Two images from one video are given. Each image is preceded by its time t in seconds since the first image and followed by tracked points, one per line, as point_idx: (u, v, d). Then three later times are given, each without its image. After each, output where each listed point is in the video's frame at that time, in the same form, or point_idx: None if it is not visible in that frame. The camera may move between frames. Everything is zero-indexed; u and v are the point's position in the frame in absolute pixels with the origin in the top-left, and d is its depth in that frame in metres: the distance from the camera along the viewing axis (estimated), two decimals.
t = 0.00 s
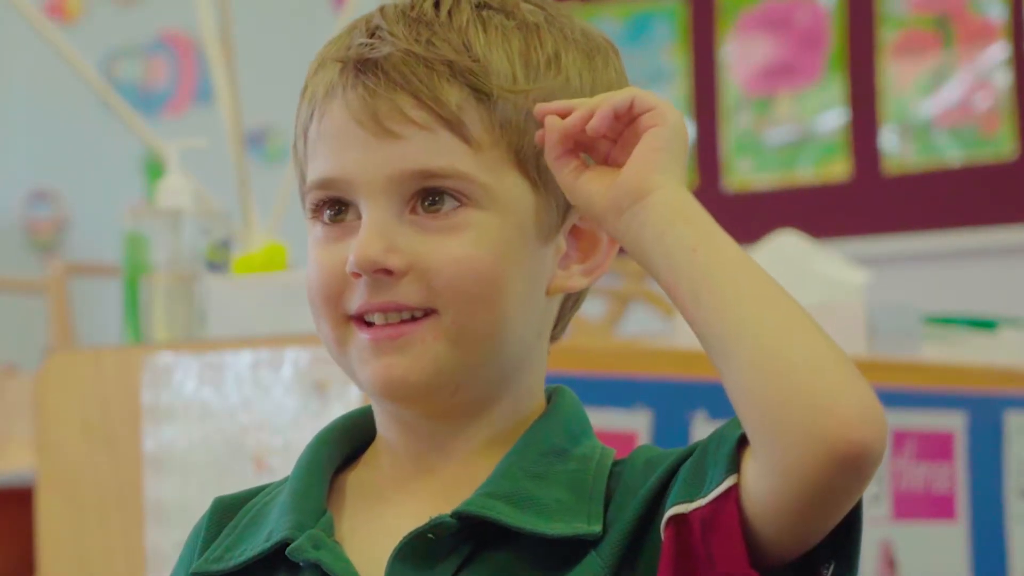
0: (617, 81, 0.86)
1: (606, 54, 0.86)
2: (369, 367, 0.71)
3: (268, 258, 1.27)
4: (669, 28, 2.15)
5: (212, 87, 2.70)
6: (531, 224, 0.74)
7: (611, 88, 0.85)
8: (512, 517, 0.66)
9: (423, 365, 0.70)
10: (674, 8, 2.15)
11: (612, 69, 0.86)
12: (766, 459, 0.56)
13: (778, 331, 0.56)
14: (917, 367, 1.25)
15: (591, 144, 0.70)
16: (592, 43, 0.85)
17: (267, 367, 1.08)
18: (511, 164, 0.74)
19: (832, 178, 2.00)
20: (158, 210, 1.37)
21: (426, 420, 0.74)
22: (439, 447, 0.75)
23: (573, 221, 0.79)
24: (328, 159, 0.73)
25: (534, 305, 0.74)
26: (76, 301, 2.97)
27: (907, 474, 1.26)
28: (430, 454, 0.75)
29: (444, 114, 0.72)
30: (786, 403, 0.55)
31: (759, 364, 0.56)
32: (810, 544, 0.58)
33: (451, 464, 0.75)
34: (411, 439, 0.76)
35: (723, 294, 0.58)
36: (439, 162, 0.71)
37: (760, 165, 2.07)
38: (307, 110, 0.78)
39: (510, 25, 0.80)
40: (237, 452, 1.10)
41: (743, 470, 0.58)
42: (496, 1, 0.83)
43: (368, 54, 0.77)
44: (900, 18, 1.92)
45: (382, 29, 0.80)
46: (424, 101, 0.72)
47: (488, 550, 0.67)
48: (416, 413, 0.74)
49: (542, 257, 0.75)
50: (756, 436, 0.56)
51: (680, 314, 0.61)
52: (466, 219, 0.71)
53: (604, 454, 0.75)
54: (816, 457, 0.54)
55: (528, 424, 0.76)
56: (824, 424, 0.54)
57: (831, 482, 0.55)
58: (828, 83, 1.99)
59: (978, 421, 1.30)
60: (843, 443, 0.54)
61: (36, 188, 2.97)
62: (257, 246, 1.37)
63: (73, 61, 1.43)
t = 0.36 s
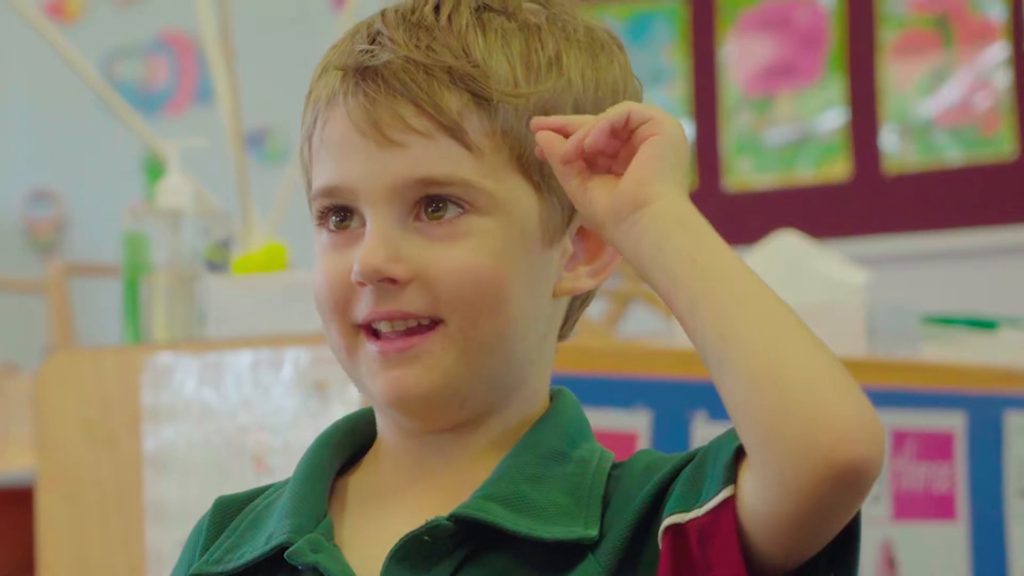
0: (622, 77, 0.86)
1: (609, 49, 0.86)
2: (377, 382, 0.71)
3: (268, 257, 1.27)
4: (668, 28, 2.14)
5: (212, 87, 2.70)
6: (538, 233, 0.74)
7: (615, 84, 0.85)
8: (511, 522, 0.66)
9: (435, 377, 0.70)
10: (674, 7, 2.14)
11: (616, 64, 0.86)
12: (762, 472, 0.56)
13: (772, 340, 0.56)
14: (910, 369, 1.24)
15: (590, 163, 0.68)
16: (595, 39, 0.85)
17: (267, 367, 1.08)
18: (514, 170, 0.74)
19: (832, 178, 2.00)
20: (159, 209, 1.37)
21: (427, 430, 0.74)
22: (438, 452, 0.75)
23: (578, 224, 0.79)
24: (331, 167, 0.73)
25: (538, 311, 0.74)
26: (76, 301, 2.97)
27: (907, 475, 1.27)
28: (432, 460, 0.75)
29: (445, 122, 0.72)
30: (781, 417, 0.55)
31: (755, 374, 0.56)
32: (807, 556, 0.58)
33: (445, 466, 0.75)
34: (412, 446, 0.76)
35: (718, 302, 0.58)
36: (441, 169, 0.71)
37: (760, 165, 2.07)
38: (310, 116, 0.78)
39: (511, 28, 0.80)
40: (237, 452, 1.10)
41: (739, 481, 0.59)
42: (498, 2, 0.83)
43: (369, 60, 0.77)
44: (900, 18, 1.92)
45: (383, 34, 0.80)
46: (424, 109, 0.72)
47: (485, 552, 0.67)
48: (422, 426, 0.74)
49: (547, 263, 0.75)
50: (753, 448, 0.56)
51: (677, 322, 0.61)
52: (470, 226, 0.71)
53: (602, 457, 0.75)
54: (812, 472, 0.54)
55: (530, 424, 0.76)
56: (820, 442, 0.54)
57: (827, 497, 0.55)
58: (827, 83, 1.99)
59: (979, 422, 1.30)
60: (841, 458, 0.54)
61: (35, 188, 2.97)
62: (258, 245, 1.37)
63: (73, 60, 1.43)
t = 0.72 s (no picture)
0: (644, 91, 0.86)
1: (634, 65, 0.86)
2: (386, 385, 0.72)
3: (268, 257, 1.27)
4: (669, 28, 2.15)
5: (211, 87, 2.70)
6: (557, 251, 0.74)
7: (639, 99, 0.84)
8: (506, 523, 0.66)
9: (444, 381, 0.70)
10: (674, 8, 2.15)
11: (640, 79, 0.86)
12: (734, 497, 0.56)
13: (753, 359, 0.57)
14: (904, 367, 1.23)
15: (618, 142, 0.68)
16: (622, 54, 0.85)
17: (267, 367, 1.08)
18: (538, 178, 0.74)
19: (832, 178, 2.00)
20: (158, 209, 1.37)
21: (433, 433, 0.74)
22: (433, 455, 0.75)
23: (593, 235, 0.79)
24: (357, 162, 0.73)
25: (548, 321, 0.74)
26: (77, 301, 2.97)
27: (907, 475, 1.27)
28: (429, 463, 0.75)
29: (476, 125, 0.72)
30: (759, 442, 0.55)
31: (734, 399, 0.56)
32: None
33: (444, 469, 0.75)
34: (412, 445, 0.76)
35: (706, 322, 0.58)
36: (468, 172, 0.71)
37: (760, 165, 2.07)
38: (335, 107, 0.78)
39: (546, 37, 0.79)
40: (237, 452, 1.10)
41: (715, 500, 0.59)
42: (532, 8, 0.82)
43: (403, 56, 0.76)
44: (900, 18, 1.92)
45: (417, 31, 0.79)
46: (457, 110, 0.72)
47: (480, 552, 0.67)
48: (429, 429, 0.74)
49: (561, 272, 0.75)
50: (727, 472, 0.56)
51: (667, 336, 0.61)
52: (491, 230, 0.71)
53: (599, 458, 0.75)
54: (781, 502, 0.54)
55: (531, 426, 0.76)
56: (792, 472, 0.54)
57: (796, 527, 0.55)
58: (827, 83, 1.99)
59: (979, 423, 1.30)
60: (809, 492, 0.54)
61: (35, 188, 2.97)
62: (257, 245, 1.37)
63: (73, 60, 1.43)
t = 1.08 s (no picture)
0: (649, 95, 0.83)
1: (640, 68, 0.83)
2: (371, 359, 0.69)
3: (268, 257, 1.27)
4: (669, 28, 2.14)
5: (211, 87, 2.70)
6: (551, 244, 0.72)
7: (642, 101, 0.81)
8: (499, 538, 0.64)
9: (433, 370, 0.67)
10: (674, 8, 2.14)
11: (645, 82, 0.82)
12: None
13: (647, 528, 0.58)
14: (900, 366, 1.23)
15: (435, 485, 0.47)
16: (629, 55, 0.82)
17: (267, 367, 1.08)
18: (537, 167, 0.72)
19: (831, 178, 2.00)
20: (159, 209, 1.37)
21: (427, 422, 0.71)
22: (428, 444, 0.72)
23: (591, 230, 0.77)
24: (357, 147, 0.71)
25: (541, 317, 0.71)
26: (77, 301, 2.97)
27: (908, 474, 1.26)
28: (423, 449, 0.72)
29: (475, 110, 0.70)
30: None
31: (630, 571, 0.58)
32: None
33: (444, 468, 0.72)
34: (404, 435, 0.73)
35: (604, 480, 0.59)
36: (466, 158, 0.69)
37: (760, 165, 2.06)
38: (337, 96, 0.76)
39: (548, 31, 0.77)
40: (237, 452, 1.10)
41: None
42: (536, 5, 0.79)
43: (405, 43, 0.74)
44: (900, 18, 1.92)
45: (420, 20, 0.77)
46: (457, 95, 0.70)
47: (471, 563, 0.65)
48: (416, 413, 0.71)
49: (555, 264, 0.72)
50: None
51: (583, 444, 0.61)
52: (489, 219, 0.69)
53: (599, 460, 0.73)
54: None
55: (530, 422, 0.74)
56: None
57: None
58: (827, 83, 1.99)
59: (977, 422, 1.32)
60: None
61: (35, 188, 2.96)
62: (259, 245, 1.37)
63: (73, 60, 1.43)
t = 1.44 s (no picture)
0: (673, 70, 0.77)
1: (658, 40, 0.78)
2: (387, 345, 0.65)
3: (268, 257, 1.27)
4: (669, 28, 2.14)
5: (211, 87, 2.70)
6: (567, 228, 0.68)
7: (661, 76, 0.76)
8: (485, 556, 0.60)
9: (438, 359, 0.64)
10: (674, 7, 2.14)
11: (665, 56, 0.77)
12: None
13: None
14: (900, 367, 1.23)
15: None
16: (642, 29, 0.77)
17: (266, 367, 1.08)
18: (541, 148, 0.67)
19: (831, 178, 2.00)
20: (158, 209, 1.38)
21: (455, 410, 0.68)
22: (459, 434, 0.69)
23: (614, 209, 0.72)
24: (361, 145, 0.68)
25: (562, 301, 0.68)
26: (77, 301, 2.97)
27: (908, 474, 1.26)
28: (454, 441, 0.69)
29: (469, 96, 0.66)
30: None
31: None
32: None
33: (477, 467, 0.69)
34: (440, 428, 0.70)
35: None
36: (465, 143, 0.65)
37: (760, 165, 2.06)
38: (349, 98, 0.73)
39: (547, 9, 0.72)
40: (237, 452, 1.09)
41: None
42: None
43: (401, 35, 0.71)
44: (900, 18, 1.92)
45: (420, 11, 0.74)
46: (449, 82, 0.67)
47: None
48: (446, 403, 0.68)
49: (573, 244, 0.68)
50: None
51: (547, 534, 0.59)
52: (493, 205, 0.65)
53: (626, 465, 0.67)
54: None
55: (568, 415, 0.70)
56: None
57: None
58: (827, 83, 1.99)
59: (976, 422, 1.33)
60: None
61: (36, 188, 2.97)
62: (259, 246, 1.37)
63: (74, 61, 1.43)
